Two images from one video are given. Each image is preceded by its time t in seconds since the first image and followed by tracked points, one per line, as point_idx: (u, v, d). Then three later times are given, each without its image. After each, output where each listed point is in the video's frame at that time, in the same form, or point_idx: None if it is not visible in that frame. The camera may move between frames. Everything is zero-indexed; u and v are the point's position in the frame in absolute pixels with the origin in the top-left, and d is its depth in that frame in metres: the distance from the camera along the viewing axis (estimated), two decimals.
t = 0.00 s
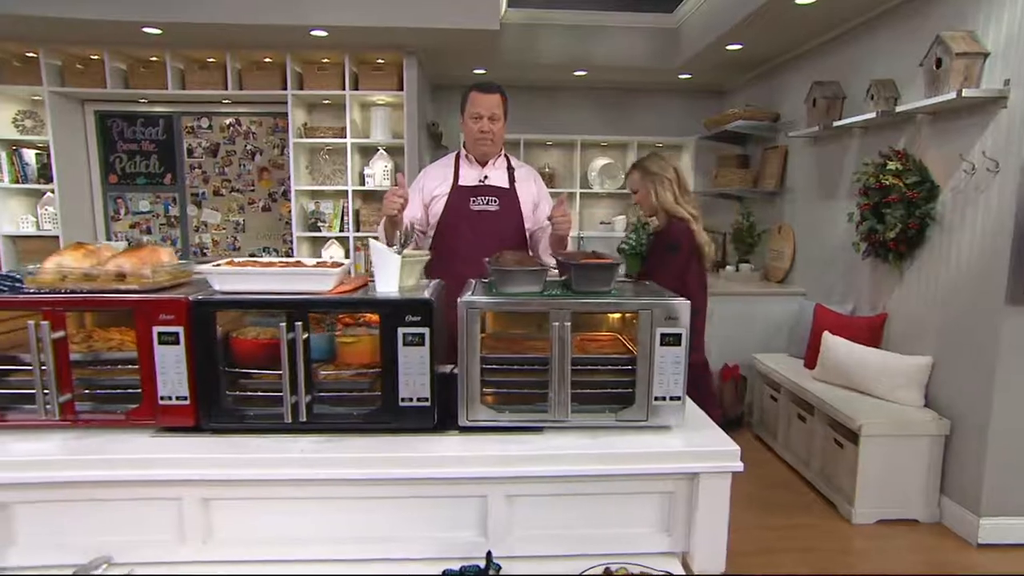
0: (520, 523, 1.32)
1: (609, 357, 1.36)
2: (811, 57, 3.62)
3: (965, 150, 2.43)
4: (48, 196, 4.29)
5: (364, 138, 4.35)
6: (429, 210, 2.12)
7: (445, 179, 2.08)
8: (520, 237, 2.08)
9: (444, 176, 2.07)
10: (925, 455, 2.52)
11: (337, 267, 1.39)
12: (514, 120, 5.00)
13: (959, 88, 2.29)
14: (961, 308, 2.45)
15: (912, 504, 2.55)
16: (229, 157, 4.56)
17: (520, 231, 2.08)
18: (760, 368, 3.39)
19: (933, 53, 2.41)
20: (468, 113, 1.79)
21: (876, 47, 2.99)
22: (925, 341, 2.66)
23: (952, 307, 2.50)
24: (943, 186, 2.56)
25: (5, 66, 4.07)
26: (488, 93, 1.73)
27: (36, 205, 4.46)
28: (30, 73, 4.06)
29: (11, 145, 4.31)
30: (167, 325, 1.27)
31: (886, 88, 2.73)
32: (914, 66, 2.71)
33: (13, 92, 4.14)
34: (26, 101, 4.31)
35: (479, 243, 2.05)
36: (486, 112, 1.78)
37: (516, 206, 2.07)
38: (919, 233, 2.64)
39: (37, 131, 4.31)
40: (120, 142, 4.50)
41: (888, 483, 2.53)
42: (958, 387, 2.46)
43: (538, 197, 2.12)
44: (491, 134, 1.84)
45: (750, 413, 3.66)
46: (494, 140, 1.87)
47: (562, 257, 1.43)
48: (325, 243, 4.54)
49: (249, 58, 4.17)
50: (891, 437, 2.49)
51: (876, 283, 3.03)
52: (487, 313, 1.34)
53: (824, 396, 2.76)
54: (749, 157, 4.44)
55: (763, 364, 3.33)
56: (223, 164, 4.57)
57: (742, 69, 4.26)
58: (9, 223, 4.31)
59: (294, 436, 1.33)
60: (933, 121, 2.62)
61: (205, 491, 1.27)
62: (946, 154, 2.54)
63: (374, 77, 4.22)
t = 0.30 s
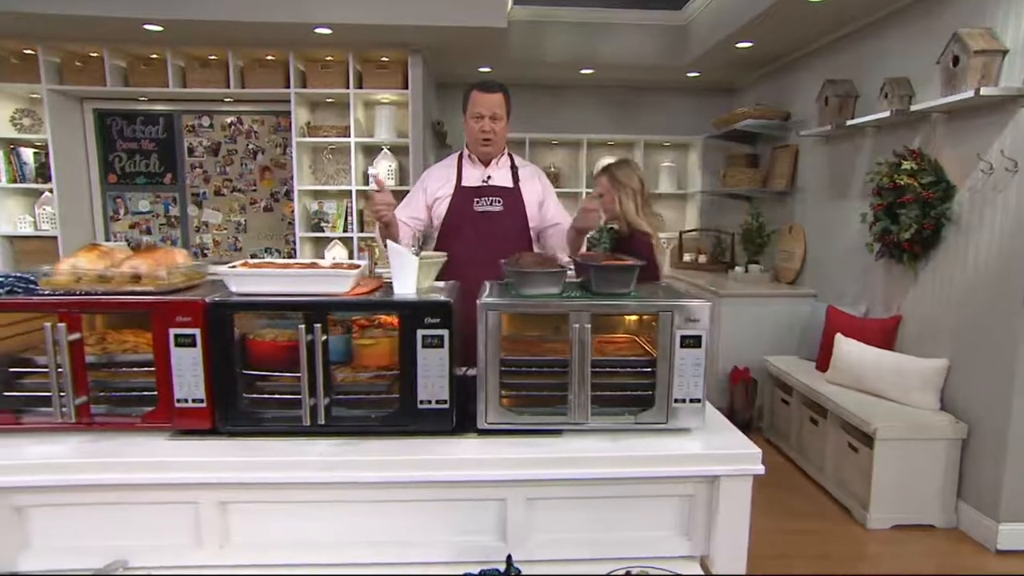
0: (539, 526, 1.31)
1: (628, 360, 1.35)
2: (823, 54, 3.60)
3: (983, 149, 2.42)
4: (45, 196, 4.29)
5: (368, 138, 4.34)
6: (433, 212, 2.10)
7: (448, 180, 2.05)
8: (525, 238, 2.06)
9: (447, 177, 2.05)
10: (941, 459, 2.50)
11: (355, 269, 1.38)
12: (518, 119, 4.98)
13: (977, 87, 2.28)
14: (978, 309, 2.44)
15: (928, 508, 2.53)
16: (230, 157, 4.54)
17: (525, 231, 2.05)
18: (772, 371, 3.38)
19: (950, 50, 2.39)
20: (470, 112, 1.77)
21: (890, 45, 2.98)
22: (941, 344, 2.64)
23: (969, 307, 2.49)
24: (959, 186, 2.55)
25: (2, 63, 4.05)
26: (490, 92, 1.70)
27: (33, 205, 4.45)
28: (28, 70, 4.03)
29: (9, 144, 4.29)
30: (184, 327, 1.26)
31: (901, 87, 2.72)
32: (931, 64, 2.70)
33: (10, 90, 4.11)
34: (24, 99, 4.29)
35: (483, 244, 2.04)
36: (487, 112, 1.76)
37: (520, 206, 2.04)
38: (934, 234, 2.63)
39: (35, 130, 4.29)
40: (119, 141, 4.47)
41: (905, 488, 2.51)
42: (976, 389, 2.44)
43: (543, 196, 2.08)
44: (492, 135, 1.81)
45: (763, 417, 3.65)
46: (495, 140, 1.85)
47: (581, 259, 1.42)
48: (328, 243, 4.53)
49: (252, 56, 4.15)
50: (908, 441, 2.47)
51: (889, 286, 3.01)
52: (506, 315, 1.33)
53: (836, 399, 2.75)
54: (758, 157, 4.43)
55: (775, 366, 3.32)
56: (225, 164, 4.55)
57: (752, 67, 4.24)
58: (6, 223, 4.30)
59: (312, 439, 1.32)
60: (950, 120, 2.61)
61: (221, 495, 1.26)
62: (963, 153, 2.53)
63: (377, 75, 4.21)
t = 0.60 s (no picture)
0: (559, 530, 1.30)
1: (649, 362, 1.34)
2: (836, 51, 3.58)
3: (1003, 148, 2.40)
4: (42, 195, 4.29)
5: (373, 136, 4.32)
6: (435, 213, 2.03)
7: (450, 179, 1.98)
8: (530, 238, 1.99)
9: (449, 177, 1.98)
10: (960, 463, 2.48)
11: (373, 270, 1.37)
12: (523, 117, 4.96)
13: (996, 84, 2.26)
14: (997, 310, 2.43)
15: (947, 514, 2.51)
16: (232, 156, 4.53)
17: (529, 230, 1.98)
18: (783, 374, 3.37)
19: (968, 47, 2.38)
20: (466, 113, 1.76)
21: (906, 42, 2.96)
22: (959, 346, 2.63)
23: (987, 308, 2.48)
24: (977, 186, 2.54)
25: None
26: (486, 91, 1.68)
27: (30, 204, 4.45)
28: (26, 68, 4.02)
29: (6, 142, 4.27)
30: (201, 329, 1.25)
31: (917, 84, 2.69)
32: (949, 61, 2.67)
33: (6, 87, 4.09)
34: (21, 97, 4.29)
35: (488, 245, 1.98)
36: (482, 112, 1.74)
37: (525, 205, 1.97)
38: (951, 235, 2.61)
39: (33, 128, 4.27)
40: (118, 139, 4.45)
41: (923, 493, 2.49)
42: (995, 390, 2.43)
43: (550, 194, 1.98)
44: (490, 134, 1.80)
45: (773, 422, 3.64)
46: (493, 140, 1.83)
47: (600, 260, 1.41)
48: (331, 244, 4.51)
49: (254, 54, 4.13)
50: (925, 445, 2.45)
51: (905, 287, 3.00)
52: (525, 318, 1.32)
53: (850, 402, 2.75)
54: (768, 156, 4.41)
55: (787, 369, 3.30)
56: (226, 163, 4.53)
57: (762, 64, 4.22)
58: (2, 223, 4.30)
59: (331, 442, 1.31)
60: (968, 118, 2.59)
61: (237, 499, 1.25)
62: (981, 152, 2.51)
63: (382, 73, 4.18)
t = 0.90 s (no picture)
0: (581, 534, 1.28)
1: (672, 364, 1.32)
2: (851, 47, 3.55)
3: None
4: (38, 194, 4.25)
5: (377, 134, 4.29)
6: (435, 215, 1.99)
7: (451, 180, 1.95)
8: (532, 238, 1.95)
9: (450, 178, 1.95)
10: (981, 469, 2.45)
11: (392, 271, 1.35)
12: (528, 115, 4.93)
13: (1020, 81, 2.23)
14: (1019, 311, 2.41)
15: (969, 521, 2.47)
16: (233, 154, 4.50)
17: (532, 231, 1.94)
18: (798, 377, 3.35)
19: (991, 43, 2.35)
20: (473, 113, 1.75)
21: (924, 38, 2.93)
22: (981, 349, 2.61)
23: (1009, 309, 2.46)
24: (999, 186, 2.51)
25: None
26: (492, 90, 1.68)
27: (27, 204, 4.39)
28: (22, 63, 3.98)
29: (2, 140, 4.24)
30: (220, 331, 1.24)
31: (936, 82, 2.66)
32: (969, 58, 2.65)
33: (2, 84, 4.06)
34: (15, 93, 4.23)
35: (490, 245, 1.92)
36: (491, 112, 1.73)
37: (528, 205, 1.93)
38: (971, 235, 2.59)
39: (30, 125, 4.23)
40: (116, 137, 4.44)
41: (944, 498, 2.46)
42: (1017, 393, 2.41)
43: (552, 194, 1.95)
44: (498, 135, 1.78)
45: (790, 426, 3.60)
46: (501, 140, 1.81)
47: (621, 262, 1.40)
48: (334, 244, 4.48)
49: (255, 50, 4.10)
50: (944, 450, 2.43)
51: (922, 287, 2.99)
52: (547, 321, 1.31)
53: (867, 405, 2.73)
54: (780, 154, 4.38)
55: (801, 372, 3.29)
56: (227, 161, 4.51)
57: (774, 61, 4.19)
58: None
59: (352, 445, 1.30)
60: (988, 115, 2.56)
61: (256, 503, 1.23)
62: (1003, 151, 2.49)
63: (387, 70, 4.15)
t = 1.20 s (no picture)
0: (607, 539, 1.27)
1: (699, 367, 1.31)
2: (869, 43, 3.52)
3: None
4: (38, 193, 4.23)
5: (385, 133, 4.27)
6: (439, 216, 1.97)
7: (455, 180, 1.93)
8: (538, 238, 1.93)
9: (453, 179, 1.94)
10: (1007, 475, 2.43)
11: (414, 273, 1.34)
12: (535, 113, 4.91)
13: None
14: None
15: (994, 528, 2.45)
16: (237, 152, 4.49)
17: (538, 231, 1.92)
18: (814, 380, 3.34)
19: (1018, 39, 2.33)
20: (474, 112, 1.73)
21: (946, 34, 2.91)
22: (1007, 352, 2.59)
23: None
24: None
25: None
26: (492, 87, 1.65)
27: (26, 203, 4.38)
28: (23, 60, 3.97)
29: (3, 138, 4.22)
30: (243, 333, 1.23)
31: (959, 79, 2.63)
32: (993, 54, 2.62)
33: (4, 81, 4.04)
34: (17, 91, 4.23)
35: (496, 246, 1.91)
36: (491, 109, 1.70)
37: (533, 205, 1.92)
38: (995, 235, 2.57)
39: (30, 123, 4.19)
40: (119, 135, 4.43)
41: (969, 504, 2.43)
42: None
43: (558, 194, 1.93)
44: (499, 134, 1.76)
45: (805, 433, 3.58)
46: (503, 139, 1.78)
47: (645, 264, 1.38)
48: (340, 244, 4.47)
49: (260, 47, 4.08)
50: (968, 454, 2.41)
51: (942, 289, 2.97)
52: (572, 323, 1.29)
53: (886, 408, 2.72)
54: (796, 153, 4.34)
55: (819, 375, 3.27)
56: (231, 160, 4.50)
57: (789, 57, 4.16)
58: None
59: (378, 448, 1.28)
60: (1012, 113, 2.54)
61: (281, 507, 1.22)
62: None
63: (395, 67, 4.13)
